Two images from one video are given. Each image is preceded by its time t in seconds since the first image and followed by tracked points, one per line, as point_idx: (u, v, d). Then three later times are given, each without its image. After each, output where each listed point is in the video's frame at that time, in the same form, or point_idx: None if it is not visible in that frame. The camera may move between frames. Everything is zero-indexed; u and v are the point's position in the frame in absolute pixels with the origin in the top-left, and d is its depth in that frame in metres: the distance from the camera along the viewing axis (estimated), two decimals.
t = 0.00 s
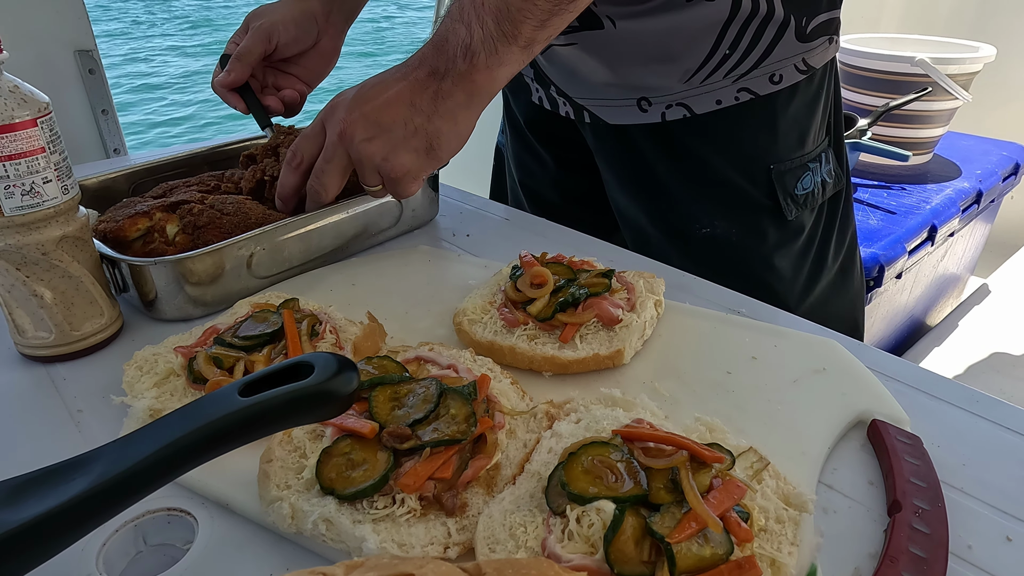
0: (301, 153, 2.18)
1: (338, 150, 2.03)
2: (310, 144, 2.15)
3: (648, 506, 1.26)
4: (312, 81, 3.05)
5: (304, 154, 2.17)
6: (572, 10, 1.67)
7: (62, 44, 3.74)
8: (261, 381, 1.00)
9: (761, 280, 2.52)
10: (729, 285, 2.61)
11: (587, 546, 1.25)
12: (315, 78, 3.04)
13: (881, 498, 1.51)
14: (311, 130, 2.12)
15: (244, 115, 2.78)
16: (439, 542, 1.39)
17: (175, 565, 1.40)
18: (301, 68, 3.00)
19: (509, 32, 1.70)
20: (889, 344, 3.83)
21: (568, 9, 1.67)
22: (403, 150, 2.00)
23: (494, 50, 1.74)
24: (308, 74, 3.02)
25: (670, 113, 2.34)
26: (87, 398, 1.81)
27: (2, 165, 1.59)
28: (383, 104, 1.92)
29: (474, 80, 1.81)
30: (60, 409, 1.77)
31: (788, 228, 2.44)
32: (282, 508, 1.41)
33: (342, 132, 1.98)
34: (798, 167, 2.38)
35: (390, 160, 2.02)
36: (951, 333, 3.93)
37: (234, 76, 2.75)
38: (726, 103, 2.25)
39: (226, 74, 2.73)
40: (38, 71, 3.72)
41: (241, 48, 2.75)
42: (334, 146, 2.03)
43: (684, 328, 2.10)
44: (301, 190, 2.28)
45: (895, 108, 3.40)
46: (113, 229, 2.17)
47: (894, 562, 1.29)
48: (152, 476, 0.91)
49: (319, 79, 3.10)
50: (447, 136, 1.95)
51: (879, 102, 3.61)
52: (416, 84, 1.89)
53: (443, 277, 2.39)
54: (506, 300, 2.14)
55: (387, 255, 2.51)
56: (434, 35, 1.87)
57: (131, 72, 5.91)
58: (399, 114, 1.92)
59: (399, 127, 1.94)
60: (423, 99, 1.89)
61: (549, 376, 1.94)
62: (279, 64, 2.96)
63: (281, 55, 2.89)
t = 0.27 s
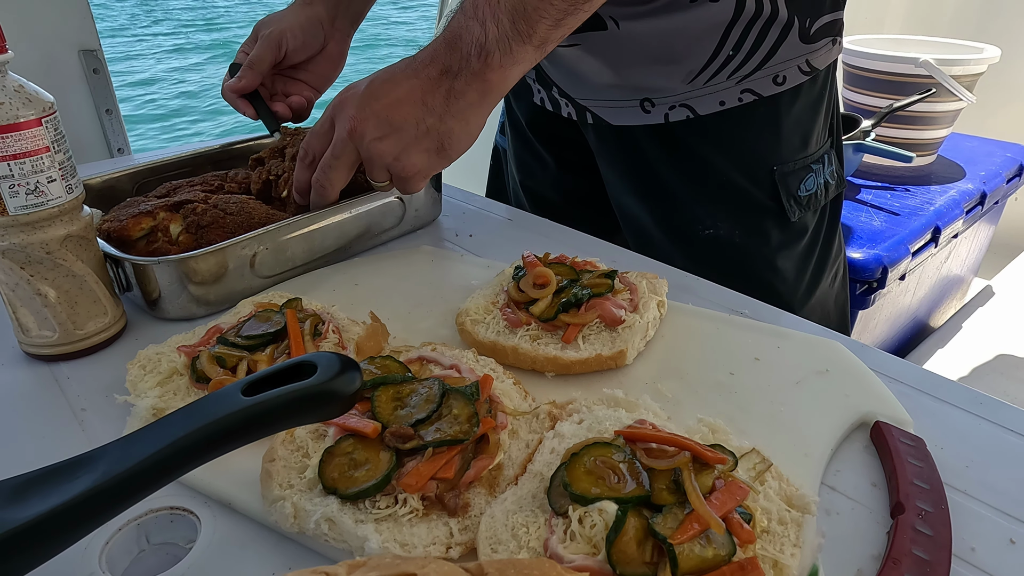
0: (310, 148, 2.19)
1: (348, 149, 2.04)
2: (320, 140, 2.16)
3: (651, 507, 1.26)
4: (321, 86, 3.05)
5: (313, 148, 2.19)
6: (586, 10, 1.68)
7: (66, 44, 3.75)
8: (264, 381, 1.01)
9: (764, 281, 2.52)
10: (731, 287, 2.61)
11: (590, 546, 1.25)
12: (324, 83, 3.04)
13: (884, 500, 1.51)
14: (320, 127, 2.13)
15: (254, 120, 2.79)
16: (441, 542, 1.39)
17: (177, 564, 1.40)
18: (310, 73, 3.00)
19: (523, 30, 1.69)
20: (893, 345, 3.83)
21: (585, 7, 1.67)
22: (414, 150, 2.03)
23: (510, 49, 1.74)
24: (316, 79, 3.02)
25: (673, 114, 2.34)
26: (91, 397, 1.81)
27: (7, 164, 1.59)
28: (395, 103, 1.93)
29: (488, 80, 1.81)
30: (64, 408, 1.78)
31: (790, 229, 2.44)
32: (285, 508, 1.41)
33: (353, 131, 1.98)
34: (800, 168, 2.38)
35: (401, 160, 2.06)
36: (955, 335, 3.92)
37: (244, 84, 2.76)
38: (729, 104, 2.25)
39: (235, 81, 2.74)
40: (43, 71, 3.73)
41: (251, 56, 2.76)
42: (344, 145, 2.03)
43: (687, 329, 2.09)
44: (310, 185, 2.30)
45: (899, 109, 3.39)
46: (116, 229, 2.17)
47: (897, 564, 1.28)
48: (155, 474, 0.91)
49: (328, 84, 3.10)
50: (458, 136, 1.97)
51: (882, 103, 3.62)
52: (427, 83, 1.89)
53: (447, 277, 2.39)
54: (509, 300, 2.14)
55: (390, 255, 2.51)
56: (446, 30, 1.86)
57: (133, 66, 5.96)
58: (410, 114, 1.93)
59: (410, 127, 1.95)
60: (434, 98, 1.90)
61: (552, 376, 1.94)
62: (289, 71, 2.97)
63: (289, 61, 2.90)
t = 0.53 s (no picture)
0: (319, 147, 2.18)
1: (356, 148, 2.03)
2: (329, 140, 2.15)
3: (653, 508, 1.26)
4: (332, 90, 3.05)
5: (323, 148, 2.18)
6: (592, 17, 1.69)
7: (70, 44, 3.76)
8: (266, 381, 1.01)
9: (766, 282, 2.52)
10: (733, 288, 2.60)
11: (591, 547, 1.25)
12: (335, 87, 3.03)
13: (886, 502, 1.50)
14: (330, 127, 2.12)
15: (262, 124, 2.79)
16: (443, 542, 1.40)
17: (180, 563, 1.41)
18: (321, 77, 3.01)
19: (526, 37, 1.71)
20: (896, 347, 3.82)
21: (588, 15, 1.69)
22: (421, 150, 2.00)
23: (513, 56, 1.74)
24: (326, 83, 3.02)
25: (675, 114, 2.34)
26: (94, 395, 1.82)
27: (10, 164, 1.60)
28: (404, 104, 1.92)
29: (492, 86, 1.81)
30: (67, 406, 1.78)
31: (792, 230, 2.44)
32: (287, 507, 1.41)
33: (361, 130, 1.98)
34: (803, 169, 2.37)
35: (406, 159, 2.02)
36: (958, 337, 3.92)
37: (254, 86, 2.78)
38: (732, 105, 2.24)
39: (246, 84, 2.77)
40: (48, 71, 3.75)
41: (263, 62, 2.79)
42: (352, 143, 2.02)
43: (689, 330, 2.09)
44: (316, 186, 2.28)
45: (903, 110, 3.37)
46: (120, 228, 2.18)
47: (899, 566, 1.28)
48: (156, 474, 0.91)
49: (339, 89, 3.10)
50: (463, 139, 1.94)
51: (886, 104, 3.60)
52: (435, 86, 1.89)
53: (449, 278, 2.39)
54: (511, 301, 2.14)
55: (392, 255, 2.52)
56: (452, 40, 1.89)
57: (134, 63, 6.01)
58: (418, 115, 1.92)
59: (417, 127, 1.94)
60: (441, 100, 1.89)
61: (554, 377, 1.94)
62: (300, 75, 2.98)
63: (299, 64, 2.91)
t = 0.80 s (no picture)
0: (328, 115, 2.18)
1: (363, 115, 2.00)
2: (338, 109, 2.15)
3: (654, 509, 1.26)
4: (339, 83, 3.04)
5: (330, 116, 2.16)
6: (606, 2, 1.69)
7: (74, 43, 3.77)
8: (268, 381, 1.01)
9: (769, 283, 2.51)
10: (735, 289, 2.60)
11: (593, 548, 1.25)
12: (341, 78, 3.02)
13: (888, 503, 1.50)
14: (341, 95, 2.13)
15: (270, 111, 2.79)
16: (444, 542, 1.40)
17: (181, 562, 1.41)
18: (327, 69, 3.00)
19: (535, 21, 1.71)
20: (899, 348, 3.81)
21: (601, 0, 1.69)
22: (429, 124, 1.98)
23: (526, 35, 1.75)
24: (333, 75, 3.01)
25: (677, 114, 2.34)
26: (96, 395, 1.82)
27: (13, 163, 1.60)
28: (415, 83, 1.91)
29: (505, 65, 1.81)
30: (70, 406, 1.78)
31: (795, 231, 2.44)
32: (289, 507, 1.41)
33: (370, 97, 1.95)
34: (805, 170, 2.37)
35: (414, 129, 2.00)
36: (960, 338, 3.91)
37: (262, 75, 2.79)
38: (734, 106, 2.24)
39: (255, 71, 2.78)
40: (52, 71, 3.76)
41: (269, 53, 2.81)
42: (359, 110, 1.99)
43: (691, 331, 2.09)
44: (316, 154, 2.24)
45: (906, 110, 3.36)
46: (123, 227, 2.18)
47: (902, 568, 1.28)
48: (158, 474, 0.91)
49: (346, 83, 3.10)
50: (472, 115, 1.93)
51: (889, 105, 3.59)
52: (448, 61, 1.89)
53: (451, 278, 2.39)
54: (513, 301, 2.14)
55: (394, 255, 2.52)
56: (468, 18, 1.91)
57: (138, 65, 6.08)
58: (429, 87, 1.91)
59: (428, 99, 1.92)
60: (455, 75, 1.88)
61: (556, 377, 1.94)
62: (307, 68, 2.99)
63: (307, 55, 2.91)
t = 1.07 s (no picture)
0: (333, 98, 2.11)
1: (370, 98, 1.95)
2: (344, 93, 2.09)
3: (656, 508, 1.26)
4: (340, 77, 3.03)
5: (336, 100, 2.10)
6: None
7: (78, 43, 3.78)
8: (271, 380, 1.01)
9: (770, 284, 2.51)
10: (737, 289, 2.60)
11: (594, 548, 1.25)
12: (343, 72, 3.01)
13: (890, 504, 1.50)
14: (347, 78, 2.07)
15: (270, 102, 2.82)
16: (446, 541, 1.40)
17: (183, 561, 1.41)
18: (328, 64, 3.00)
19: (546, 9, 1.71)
20: (902, 349, 3.80)
21: None
22: (437, 111, 1.93)
23: (536, 24, 1.74)
24: (335, 69, 3.01)
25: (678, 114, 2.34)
26: (99, 393, 1.82)
27: (17, 162, 1.61)
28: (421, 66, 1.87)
29: (513, 53, 1.80)
30: (73, 405, 1.79)
31: (797, 231, 2.44)
32: (291, 506, 1.41)
33: (378, 81, 1.90)
34: (807, 170, 2.36)
35: (422, 114, 1.94)
36: (963, 340, 3.90)
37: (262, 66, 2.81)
38: (735, 106, 2.24)
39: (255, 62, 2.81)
40: (55, 71, 3.77)
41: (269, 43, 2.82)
42: (365, 93, 1.94)
43: (693, 331, 2.09)
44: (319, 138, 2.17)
45: (909, 110, 3.35)
46: (126, 226, 2.19)
47: (904, 569, 1.27)
48: (159, 473, 0.91)
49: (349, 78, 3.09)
50: (482, 102, 1.89)
51: (893, 105, 3.58)
52: (457, 47, 1.85)
53: (453, 277, 2.39)
54: (515, 301, 2.14)
55: (396, 255, 2.52)
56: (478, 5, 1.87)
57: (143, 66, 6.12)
58: (438, 73, 1.86)
59: (436, 84, 1.88)
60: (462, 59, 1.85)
61: (558, 377, 1.94)
62: (309, 61, 2.99)
63: (308, 47, 2.91)
